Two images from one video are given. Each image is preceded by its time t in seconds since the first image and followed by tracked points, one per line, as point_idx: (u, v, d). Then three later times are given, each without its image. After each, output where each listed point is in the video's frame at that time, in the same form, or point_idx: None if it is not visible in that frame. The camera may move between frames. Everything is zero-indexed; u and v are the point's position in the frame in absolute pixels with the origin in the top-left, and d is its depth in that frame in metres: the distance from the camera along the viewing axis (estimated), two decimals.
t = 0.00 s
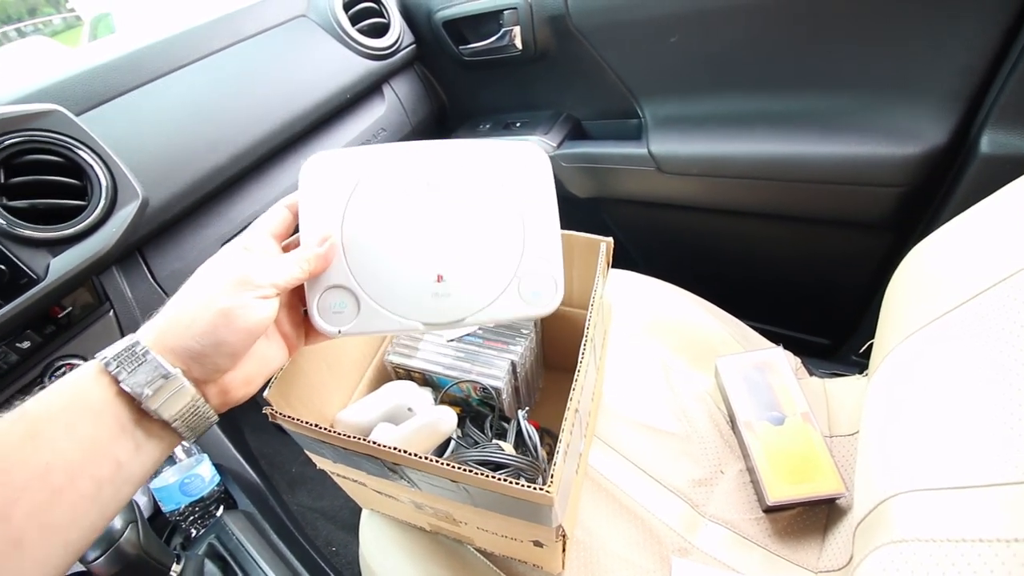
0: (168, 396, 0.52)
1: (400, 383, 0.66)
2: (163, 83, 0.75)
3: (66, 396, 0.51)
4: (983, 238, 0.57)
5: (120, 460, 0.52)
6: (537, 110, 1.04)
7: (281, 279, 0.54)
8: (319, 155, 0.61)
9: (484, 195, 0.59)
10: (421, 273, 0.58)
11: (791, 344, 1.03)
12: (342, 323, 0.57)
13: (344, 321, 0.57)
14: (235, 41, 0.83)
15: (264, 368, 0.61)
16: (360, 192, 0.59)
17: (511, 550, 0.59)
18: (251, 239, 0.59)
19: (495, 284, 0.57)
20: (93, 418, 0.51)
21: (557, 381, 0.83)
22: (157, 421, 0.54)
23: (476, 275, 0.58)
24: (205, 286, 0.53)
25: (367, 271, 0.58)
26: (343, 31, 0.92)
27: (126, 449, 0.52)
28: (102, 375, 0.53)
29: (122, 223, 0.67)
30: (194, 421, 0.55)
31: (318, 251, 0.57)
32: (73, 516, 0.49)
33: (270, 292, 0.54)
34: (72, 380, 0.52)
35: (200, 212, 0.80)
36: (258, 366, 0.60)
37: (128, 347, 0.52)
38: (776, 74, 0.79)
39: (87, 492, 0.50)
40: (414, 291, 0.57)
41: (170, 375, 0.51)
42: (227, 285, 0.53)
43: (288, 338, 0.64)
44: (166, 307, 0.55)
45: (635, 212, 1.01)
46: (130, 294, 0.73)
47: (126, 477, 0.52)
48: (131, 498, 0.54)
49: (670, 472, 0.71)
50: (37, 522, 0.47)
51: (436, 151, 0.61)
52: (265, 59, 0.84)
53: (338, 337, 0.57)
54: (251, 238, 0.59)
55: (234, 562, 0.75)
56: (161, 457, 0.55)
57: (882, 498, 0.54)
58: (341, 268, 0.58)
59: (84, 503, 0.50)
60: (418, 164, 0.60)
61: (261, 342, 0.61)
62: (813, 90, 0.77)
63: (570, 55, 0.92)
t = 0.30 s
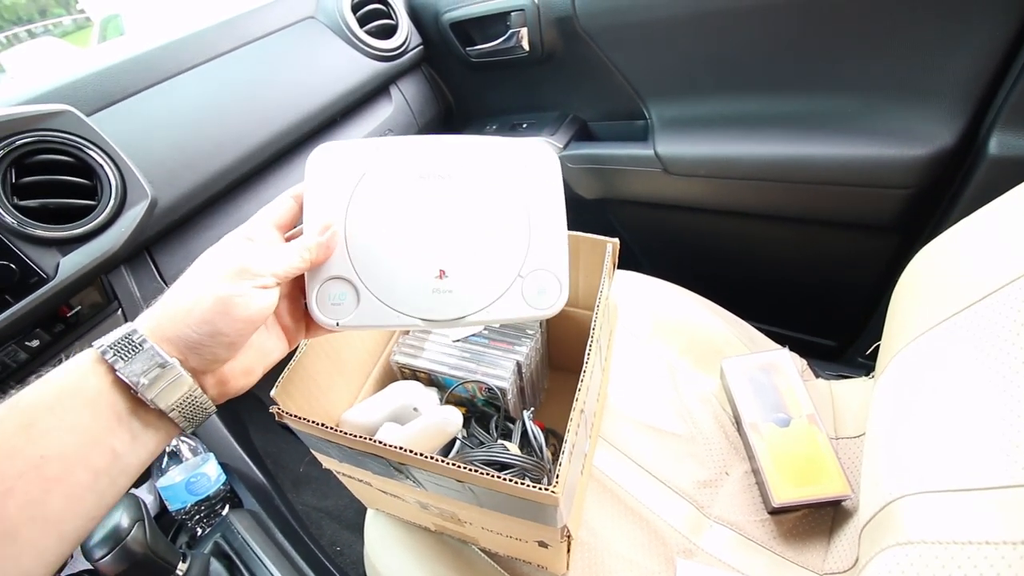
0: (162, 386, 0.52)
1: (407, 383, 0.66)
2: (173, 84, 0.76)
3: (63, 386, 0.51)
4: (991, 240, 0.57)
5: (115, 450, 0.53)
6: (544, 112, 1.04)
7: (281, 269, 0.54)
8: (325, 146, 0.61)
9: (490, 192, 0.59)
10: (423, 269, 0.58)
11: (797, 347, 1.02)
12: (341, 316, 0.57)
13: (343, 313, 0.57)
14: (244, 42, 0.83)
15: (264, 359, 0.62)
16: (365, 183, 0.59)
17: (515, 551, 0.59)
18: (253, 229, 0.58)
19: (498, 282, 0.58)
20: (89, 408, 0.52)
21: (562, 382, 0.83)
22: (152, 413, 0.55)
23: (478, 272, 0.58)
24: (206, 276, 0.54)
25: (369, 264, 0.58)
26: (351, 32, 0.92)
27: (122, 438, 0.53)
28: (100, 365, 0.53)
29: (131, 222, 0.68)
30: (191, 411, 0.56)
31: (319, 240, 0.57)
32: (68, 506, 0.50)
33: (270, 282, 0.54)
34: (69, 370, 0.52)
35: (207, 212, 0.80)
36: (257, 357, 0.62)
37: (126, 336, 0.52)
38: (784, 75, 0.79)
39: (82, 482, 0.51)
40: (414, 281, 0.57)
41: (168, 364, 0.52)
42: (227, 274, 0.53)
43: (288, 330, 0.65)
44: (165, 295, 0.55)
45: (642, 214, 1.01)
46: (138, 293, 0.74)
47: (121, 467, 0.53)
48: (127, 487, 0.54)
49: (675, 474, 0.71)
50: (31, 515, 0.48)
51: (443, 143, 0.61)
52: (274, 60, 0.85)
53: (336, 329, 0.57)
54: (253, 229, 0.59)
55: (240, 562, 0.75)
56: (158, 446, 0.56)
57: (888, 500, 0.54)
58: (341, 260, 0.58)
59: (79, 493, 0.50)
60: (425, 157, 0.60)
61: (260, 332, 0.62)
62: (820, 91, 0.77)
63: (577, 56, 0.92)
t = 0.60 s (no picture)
0: (175, 394, 0.52)
1: (410, 382, 0.66)
2: (178, 84, 0.76)
3: (78, 393, 0.51)
4: (994, 242, 0.57)
5: (129, 457, 0.52)
6: (546, 113, 1.04)
7: (294, 281, 0.54)
8: (346, 160, 0.63)
9: (496, 199, 0.60)
10: (433, 283, 0.58)
11: (799, 348, 1.02)
12: (352, 328, 0.57)
13: (353, 326, 0.57)
14: (249, 43, 0.83)
15: (275, 370, 0.61)
16: (381, 198, 0.61)
17: (517, 550, 0.60)
18: (269, 241, 0.59)
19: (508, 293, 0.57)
20: (103, 415, 0.51)
21: (564, 383, 0.83)
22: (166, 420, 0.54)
23: (487, 283, 0.58)
24: (222, 287, 0.54)
25: (380, 276, 0.58)
26: (355, 33, 0.93)
27: (135, 445, 0.53)
28: (114, 371, 0.53)
29: (136, 221, 0.68)
30: (201, 420, 0.55)
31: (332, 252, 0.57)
32: (82, 513, 0.49)
33: (283, 294, 0.55)
34: (85, 377, 0.52)
35: (211, 211, 0.81)
36: (268, 368, 0.61)
37: (140, 344, 0.52)
38: (786, 77, 0.79)
39: (95, 489, 0.50)
40: (424, 292, 0.58)
41: (180, 372, 0.51)
42: (242, 285, 0.53)
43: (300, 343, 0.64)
44: (180, 305, 0.55)
45: (644, 214, 1.01)
46: (143, 291, 0.74)
47: (134, 474, 0.52)
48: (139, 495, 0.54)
49: (677, 474, 0.71)
50: (45, 519, 0.47)
51: (455, 159, 0.62)
52: (278, 60, 0.85)
53: (345, 341, 0.57)
54: (269, 240, 0.59)
55: (242, 560, 0.75)
56: (170, 453, 0.55)
57: (890, 501, 0.54)
58: (354, 273, 0.59)
59: (92, 500, 0.50)
60: (436, 172, 0.61)
61: (272, 344, 0.61)
62: (824, 93, 0.77)
63: (581, 57, 0.93)
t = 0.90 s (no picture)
0: (200, 399, 0.53)
1: (417, 380, 0.67)
2: (191, 85, 0.77)
3: (108, 397, 0.52)
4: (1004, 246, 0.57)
5: (155, 461, 0.53)
6: (555, 115, 1.05)
7: (309, 288, 0.56)
8: (352, 169, 0.64)
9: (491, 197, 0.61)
10: (439, 287, 0.59)
11: (807, 352, 1.02)
12: (362, 332, 0.59)
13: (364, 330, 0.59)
14: (261, 45, 0.85)
15: (291, 375, 0.62)
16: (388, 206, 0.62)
17: (524, 550, 0.60)
18: (280, 251, 0.59)
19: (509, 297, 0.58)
20: (132, 419, 0.52)
21: (571, 384, 0.83)
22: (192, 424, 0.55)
23: (491, 285, 0.59)
24: (237, 295, 0.55)
25: (389, 282, 0.59)
26: (365, 35, 0.94)
27: (159, 449, 0.53)
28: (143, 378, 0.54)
29: (150, 220, 0.69)
30: (224, 424, 0.56)
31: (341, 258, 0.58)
32: (108, 514, 0.49)
33: (300, 301, 0.56)
34: (115, 384, 0.53)
35: (223, 210, 0.82)
36: (285, 373, 0.61)
37: (166, 352, 0.53)
38: (795, 81, 0.79)
39: (121, 491, 0.50)
40: (430, 296, 0.59)
41: (206, 378, 0.52)
42: (258, 293, 0.55)
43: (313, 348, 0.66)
44: (200, 315, 0.56)
45: (652, 216, 1.01)
46: (156, 289, 0.75)
47: (158, 478, 0.52)
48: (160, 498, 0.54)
49: (684, 477, 0.71)
50: (73, 519, 0.48)
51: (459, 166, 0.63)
52: (289, 62, 0.86)
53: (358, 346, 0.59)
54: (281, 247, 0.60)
55: (252, 556, 0.76)
56: (192, 458, 0.56)
57: (899, 505, 0.53)
58: (362, 279, 0.60)
59: (118, 502, 0.50)
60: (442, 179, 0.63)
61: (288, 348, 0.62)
62: (832, 95, 0.77)
63: (590, 59, 0.93)
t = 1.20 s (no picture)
0: (136, 372, 0.54)
1: (423, 382, 0.67)
2: (199, 86, 0.78)
3: (35, 377, 0.51)
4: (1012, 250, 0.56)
5: (88, 440, 0.53)
6: (560, 116, 1.05)
7: (240, 241, 0.57)
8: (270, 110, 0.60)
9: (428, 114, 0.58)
10: (386, 217, 0.58)
11: (812, 354, 1.02)
12: (312, 279, 0.61)
13: (313, 277, 0.61)
14: (268, 46, 0.85)
15: (245, 336, 0.64)
16: (316, 141, 0.58)
17: (528, 551, 0.60)
18: (207, 211, 0.59)
19: (463, 221, 0.58)
20: (62, 397, 0.52)
21: (575, 386, 0.83)
22: (128, 399, 0.55)
23: (441, 213, 0.58)
24: (164, 254, 0.55)
25: (331, 220, 0.59)
26: (372, 36, 0.94)
27: (99, 428, 0.54)
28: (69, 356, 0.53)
29: (158, 220, 0.69)
30: (172, 396, 0.57)
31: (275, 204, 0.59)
32: (44, 496, 0.50)
33: (231, 252, 0.57)
34: (42, 362, 0.52)
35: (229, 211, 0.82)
36: (236, 335, 0.63)
37: (96, 327, 0.52)
38: (801, 84, 0.78)
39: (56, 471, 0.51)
40: (380, 233, 0.59)
41: (141, 350, 0.53)
42: (185, 249, 0.55)
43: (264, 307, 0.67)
44: (130, 285, 0.56)
45: (657, 218, 1.01)
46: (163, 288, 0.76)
47: (94, 454, 0.53)
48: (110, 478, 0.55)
49: (687, 479, 0.71)
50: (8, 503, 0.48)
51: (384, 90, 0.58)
52: (296, 63, 0.87)
53: (310, 292, 0.61)
54: (207, 210, 0.59)
55: (256, 555, 0.76)
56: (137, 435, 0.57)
57: (904, 508, 0.53)
58: (303, 223, 0.59)
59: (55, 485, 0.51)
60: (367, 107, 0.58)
61: (234, 310, 0.63)
62: (839, 97, 0.77)
63: (596, 61, 0.93)
